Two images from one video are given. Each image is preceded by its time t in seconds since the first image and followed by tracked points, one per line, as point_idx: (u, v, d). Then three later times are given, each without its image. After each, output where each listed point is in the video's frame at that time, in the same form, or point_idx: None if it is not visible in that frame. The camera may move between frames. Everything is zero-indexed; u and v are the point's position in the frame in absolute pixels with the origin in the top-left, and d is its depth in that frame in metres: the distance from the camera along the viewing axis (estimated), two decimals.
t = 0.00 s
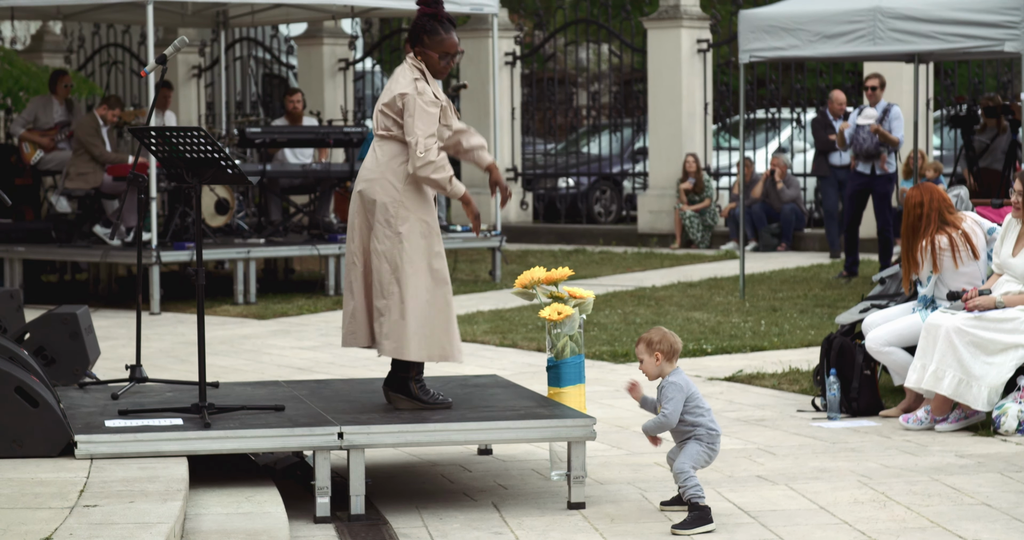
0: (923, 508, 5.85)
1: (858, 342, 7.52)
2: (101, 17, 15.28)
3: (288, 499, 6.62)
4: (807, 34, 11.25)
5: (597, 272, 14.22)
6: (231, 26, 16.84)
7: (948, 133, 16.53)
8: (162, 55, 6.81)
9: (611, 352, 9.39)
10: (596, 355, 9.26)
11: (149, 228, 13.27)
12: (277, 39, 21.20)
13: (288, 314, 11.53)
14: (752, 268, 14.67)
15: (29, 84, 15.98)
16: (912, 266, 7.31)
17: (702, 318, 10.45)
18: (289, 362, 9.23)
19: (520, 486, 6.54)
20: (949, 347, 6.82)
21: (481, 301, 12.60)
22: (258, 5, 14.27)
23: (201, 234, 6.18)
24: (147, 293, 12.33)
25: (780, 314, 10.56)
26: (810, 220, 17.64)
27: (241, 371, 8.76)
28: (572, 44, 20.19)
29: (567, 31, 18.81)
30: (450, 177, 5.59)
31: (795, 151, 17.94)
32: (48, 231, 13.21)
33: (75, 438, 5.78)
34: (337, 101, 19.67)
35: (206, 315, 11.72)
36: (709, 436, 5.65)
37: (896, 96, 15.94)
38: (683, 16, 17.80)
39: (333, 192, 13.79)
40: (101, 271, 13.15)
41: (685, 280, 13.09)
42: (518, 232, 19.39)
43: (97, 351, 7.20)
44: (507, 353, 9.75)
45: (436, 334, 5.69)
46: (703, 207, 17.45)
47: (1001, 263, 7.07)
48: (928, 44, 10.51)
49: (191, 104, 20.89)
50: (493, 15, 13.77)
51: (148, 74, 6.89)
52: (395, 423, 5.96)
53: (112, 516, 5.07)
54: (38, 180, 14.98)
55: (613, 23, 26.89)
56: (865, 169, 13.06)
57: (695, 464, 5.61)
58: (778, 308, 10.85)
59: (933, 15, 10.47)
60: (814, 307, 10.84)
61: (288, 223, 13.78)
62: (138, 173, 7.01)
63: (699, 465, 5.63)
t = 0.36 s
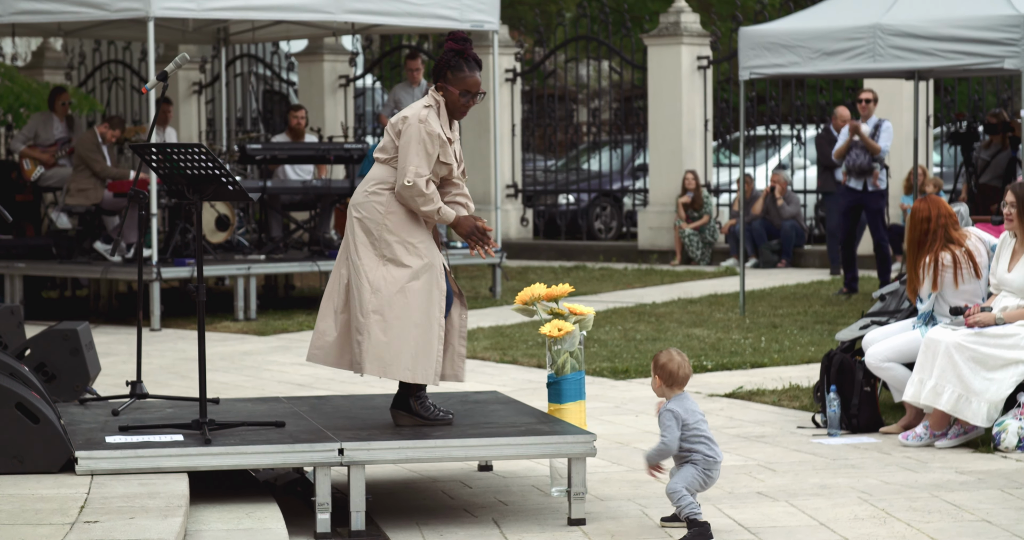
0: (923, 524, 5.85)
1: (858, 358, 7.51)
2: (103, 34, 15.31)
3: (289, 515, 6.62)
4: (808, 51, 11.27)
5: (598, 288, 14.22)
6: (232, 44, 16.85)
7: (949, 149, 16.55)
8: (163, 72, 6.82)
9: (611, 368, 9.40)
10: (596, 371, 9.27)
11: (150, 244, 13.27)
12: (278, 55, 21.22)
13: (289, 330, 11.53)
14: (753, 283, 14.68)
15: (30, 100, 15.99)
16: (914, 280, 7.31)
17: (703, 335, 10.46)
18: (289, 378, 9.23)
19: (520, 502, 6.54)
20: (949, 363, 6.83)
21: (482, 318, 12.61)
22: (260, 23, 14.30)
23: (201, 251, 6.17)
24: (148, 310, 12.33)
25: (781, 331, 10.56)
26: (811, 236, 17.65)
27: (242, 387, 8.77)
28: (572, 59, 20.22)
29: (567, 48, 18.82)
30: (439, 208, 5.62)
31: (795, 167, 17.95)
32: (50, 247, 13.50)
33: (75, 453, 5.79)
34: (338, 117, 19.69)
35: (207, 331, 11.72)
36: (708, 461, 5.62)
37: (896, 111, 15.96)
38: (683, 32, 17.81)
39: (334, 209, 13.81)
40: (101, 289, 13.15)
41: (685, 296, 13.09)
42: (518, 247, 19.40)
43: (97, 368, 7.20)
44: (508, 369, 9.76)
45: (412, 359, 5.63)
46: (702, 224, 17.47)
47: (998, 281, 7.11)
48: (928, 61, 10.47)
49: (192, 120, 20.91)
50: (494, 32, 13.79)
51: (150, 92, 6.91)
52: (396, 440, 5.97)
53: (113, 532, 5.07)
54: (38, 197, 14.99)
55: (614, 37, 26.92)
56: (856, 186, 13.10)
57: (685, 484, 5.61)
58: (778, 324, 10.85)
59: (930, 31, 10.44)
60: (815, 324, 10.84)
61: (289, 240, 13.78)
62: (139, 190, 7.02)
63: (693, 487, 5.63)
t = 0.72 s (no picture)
0: (920, 514, 5.86)
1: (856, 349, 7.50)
2: (102, 25, 15.31)
3: (286, 504, 6.63)
4: (805, 42, 11.27)
5: (596, 279, 14.24)
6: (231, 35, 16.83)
7: (946, 142, 16.58)
8: (161, 62, 6.83)
9: (609, 359, 9.41)
10: (594, 362, 9.28)
11: (148, 234, 13.26)
12: (276, 47, 21.21)
13: (286, 321, 11.54)
14: (750, 274, 14.70)
15: (28, 90, 16.00)
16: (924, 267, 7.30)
17: (700, 324, 10.47)
18: (287, 368, 9.24)
19: (518, 492, 6.55)
20: (947, 353, 6.84)
21: (479, 308, 12.62)
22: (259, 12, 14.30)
23: (199, 240, 6.16)
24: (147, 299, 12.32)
25: (778, 321, 10.57)
26: (808, 227, 17.66)
27: (240, 378, 8.77)
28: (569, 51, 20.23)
29: (565, 38, 18.81)
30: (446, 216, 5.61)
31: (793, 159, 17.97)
32: (47, 238, 13.30)
33: (73, 444, 5.79)
34: (335, 109, 19.69)
35: (205, 321, 11.73)
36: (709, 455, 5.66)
37: (892, 104, 16.01)
38: (681, 24, 17.82)
39: (332, 197, 13.80)
40: (99, 277, 13.14)
41: (683, 287, 13.11)
42: (515, 239, 19.41)
43: (96, 358, 7.20)
44: (505, 360, 9.76)
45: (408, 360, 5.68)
46: (700, 214, 17.52)
47: (990, 275, 7.12)
48: (927, 52, 10.51)
49: (190, 111, 20.90)
50: (493, 23, 13.80)
51: (148, 82, 6.90)
52: (394, 430, 5.97)
53: (111, 522, 5.08)
54: (37, 187, 14.98)
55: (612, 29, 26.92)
56: (846, 174, 13.13)
57: (683, 476, 5.63)
58: (776, 315, 10.86)
59: (931, 23, 10.48)
60: (812, 315, 10.85)
61: (288, 230, 13.77)
62: (137, 180, 7.02)
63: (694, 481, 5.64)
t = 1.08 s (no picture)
0: (895, 515, 5.87)
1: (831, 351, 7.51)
2: (75, 27, 15.27)
3: (262, 507, 6.62)
4: (781, 44, 11.27)
5: (571, 281, 14.26)
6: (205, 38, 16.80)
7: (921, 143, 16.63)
8: (136, 64, 6.79)
9: (584, 361, 9.41)
10: (570, 364, 9.29)
11: (122, 237, 13.23)
12: (252, 48, 21.18)
13: (262, 323, 11.53)
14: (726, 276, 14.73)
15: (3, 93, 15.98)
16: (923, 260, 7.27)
17: (675, 326, 10.48)
18: (263, 370, 9.23)
19: (494, 494, 6.54)
20: (920, 356, 6.86)
21: (455, 310, 12.62)
22: (232, 16, 14.30)
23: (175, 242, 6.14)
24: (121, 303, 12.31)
25: (753, 322, 10.59)
26: (784, 228, 17.70)
27: (215, 380, 8.76)
28: (545, 53, 20.22)
29: (540, 41, 18.83)
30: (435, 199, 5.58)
31: (768, 161, 18.01)
32: (22, 240, 13.51)
33: (49, 446, 5.77)
34: (311, 110, 19.67)
35: (180, 324, 11.72)
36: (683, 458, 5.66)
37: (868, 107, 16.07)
38: (656, 26, 17.84)
39: (306, 200, 13.79)
40: (73, 281, 13.12)
41: (659, 288, 13.12)
42: (491, 240, 19.42)
43: (71, 361, 7.18)
44: (481, 362, 9.77)
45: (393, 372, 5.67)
46: (674, 215, 17.56)
47: (959, 277, 7.13)
48: (901, 54, 10.53)
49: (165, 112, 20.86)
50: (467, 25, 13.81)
51: (121, 85, 6.88)
52: (370, 432, 5.96)
53: (87, 524, 5.07)
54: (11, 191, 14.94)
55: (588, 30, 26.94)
56: (823, 178, 13.09)
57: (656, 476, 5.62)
58: (751, 316, 10.88)
59: (905, 25, 10.49)
60: (787, 316, 10.87)
61: (262, 234, 13.77)
62: (111, 183, 7.01)
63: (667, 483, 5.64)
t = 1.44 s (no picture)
0: (896, 513, 5.88)
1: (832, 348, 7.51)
2: (77, 24, 15.27)
3: (264, 504, 6.62)
4: (781, 42, 11.27)
5: (573, 278, 14.26)
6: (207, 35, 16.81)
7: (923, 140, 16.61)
8: (138, 62, 6.80)
9: (585, 358, 9.41)
10: (572, 362, 9.29)
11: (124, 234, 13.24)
12: (253, 45, 21.18)
13: (263, 320, 11.53)
14: (727, 274, 14.73)
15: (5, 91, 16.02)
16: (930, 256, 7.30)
17: (676, 324, 10.49)
18: (264, 368, 9.24)
19: (495, 491, 6.55)
20: (921, 350, 6.84)
21: (456, 308, 12.63)
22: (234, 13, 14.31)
23: (176, 240, 6.14)
24: (122, 300, 12.31)
25: (755, 320, 10.59)
26: (785, 226, 17.69)
27: (216, 378, 8.77)
28: (547, 51, 20.22)
29: (542, 38, 18.86)
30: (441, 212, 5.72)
31: (770, 158, 17.99)
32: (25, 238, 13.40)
33: (50, 444, 5.78)
34: (312, 107, 19.68)
35: (182, 321, 11.73)
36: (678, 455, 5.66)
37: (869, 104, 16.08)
38: (657, 23, 17.85)
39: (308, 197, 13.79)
40: (76, 277, 13.14)
41: (660, 286, 13.13)
42: (492, 238, 19.41)
43: (73, 358, 7.19)
44: (482, 359, 9.77)
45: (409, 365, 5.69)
46: (676, 213, 17.55)
47: (963, 274, 7.10)
48: (903, 51, 10.53)
49: (167, 110, 20.88)
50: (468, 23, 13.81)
51: (124, 84, 6.88)
52: (371, 429, 5.95)
53: (88, 521, 5.08)
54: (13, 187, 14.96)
55: (589, 28, 26.94)
56: (836, 175, 13.14)
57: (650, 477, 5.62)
58: (752, 314, 10.88)
59: (907, 23, 10.49)
60: (788, 314, 10.87)
61: (264, 230, 13.78)
62: (114, 181, 7.02)
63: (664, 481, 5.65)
